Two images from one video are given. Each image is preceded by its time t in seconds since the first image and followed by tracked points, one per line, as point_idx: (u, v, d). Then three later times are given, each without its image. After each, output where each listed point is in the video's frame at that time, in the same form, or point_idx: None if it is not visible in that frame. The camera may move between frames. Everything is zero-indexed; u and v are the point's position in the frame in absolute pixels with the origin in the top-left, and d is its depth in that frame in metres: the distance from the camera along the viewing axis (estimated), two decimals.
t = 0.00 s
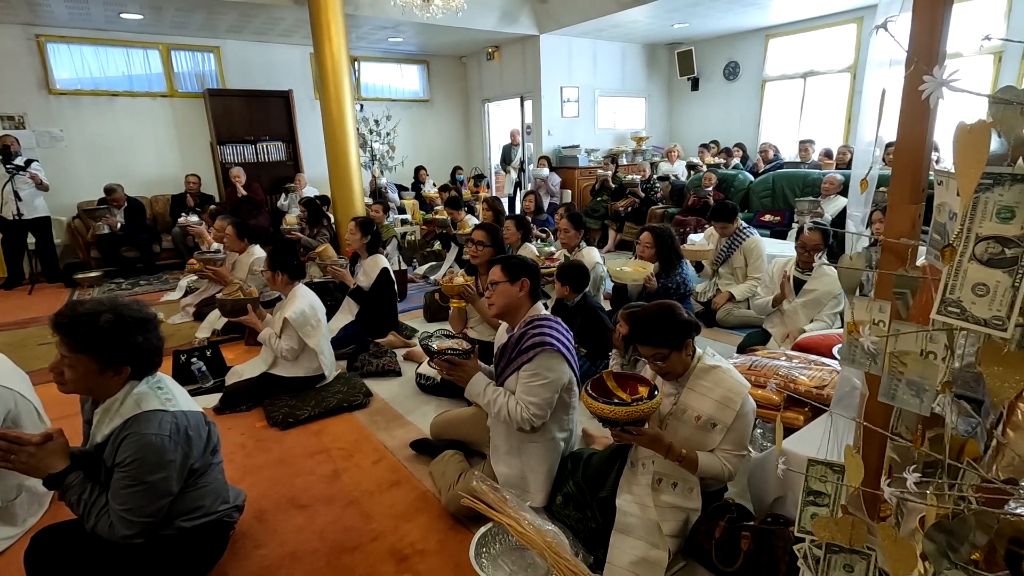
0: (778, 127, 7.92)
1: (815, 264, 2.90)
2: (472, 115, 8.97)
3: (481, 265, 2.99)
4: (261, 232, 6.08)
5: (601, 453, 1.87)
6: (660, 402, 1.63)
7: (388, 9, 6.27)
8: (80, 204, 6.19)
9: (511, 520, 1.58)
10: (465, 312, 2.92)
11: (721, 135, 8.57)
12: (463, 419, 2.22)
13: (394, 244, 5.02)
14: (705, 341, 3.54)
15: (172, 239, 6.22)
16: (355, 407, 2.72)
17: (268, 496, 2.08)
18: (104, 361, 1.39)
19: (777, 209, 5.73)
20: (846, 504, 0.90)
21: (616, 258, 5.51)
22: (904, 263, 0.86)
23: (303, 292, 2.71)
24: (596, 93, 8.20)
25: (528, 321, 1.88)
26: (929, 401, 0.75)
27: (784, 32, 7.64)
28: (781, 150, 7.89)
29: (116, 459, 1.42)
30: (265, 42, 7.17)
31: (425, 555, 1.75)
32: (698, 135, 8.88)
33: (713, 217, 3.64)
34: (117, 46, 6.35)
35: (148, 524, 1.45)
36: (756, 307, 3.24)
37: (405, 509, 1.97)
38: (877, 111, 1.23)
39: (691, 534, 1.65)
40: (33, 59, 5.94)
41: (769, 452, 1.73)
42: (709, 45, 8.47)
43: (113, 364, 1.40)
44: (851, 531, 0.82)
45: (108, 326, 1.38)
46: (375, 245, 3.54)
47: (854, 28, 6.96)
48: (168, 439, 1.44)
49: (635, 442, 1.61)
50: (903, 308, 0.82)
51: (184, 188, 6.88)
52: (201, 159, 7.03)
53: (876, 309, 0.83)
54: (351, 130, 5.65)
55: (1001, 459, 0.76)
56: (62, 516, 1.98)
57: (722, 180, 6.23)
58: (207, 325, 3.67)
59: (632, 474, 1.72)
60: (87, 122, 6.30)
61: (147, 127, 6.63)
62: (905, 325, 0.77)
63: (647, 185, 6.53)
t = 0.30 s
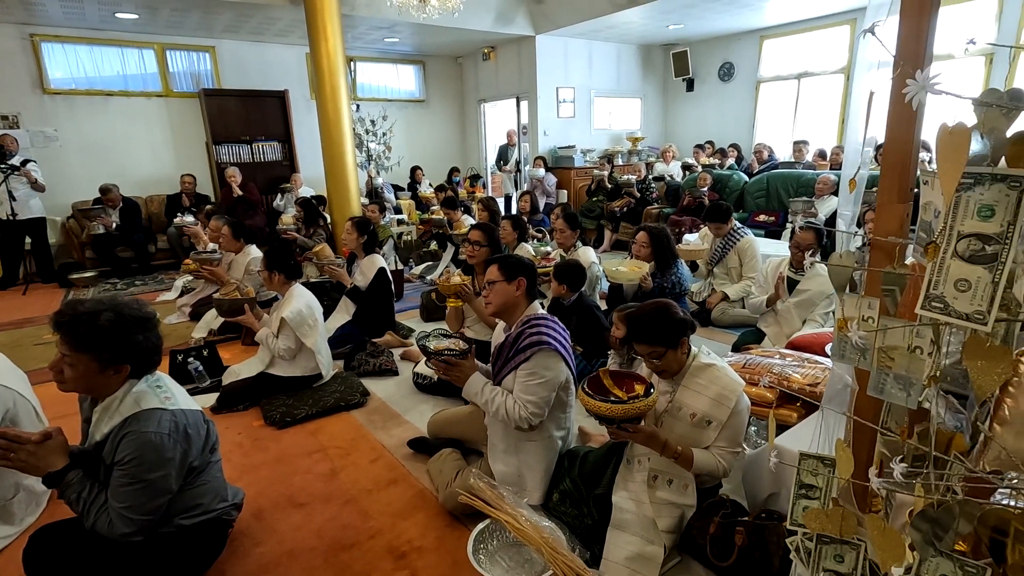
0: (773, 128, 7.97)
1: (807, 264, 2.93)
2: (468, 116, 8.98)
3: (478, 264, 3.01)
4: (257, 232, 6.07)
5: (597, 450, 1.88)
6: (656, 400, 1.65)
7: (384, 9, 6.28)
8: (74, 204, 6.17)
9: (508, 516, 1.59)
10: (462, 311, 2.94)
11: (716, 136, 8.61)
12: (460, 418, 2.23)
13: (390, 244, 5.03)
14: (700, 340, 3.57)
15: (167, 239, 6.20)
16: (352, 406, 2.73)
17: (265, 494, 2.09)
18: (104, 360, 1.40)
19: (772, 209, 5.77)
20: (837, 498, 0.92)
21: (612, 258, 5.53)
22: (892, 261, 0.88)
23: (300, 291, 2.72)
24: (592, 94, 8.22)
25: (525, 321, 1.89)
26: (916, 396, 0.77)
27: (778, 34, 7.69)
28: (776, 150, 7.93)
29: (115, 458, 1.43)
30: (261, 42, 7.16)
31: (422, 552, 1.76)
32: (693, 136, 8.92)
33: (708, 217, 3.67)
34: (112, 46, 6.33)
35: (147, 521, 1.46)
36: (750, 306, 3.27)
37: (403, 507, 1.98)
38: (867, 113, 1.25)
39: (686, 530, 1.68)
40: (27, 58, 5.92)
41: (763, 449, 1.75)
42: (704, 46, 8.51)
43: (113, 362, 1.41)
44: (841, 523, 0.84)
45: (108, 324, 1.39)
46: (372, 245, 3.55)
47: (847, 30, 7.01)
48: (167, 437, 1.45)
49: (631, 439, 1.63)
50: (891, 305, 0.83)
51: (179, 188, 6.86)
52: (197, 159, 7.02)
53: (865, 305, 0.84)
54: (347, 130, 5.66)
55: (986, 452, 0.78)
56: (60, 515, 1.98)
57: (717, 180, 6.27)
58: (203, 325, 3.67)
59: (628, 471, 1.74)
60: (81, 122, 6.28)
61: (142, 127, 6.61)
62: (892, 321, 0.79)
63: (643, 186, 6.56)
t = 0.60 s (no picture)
0: (769, 128, 8.00)
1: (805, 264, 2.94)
2: (465, 116, 8.99)
3: (476, 264, 3.01)
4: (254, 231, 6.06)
5: (596, 448, 1.89)
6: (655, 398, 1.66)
7: (382, 9, 6.28)
8: (70, 203, 6.15)
9: (509, 514, 1.60)
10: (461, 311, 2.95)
11: (712, 136, 8.65)
12: (460, 417, 2.23)
13: (388, 244, 5.03)
14: (697, 340, 3.58)
15: (164, 239, 6.18)
16: (351, 406, 2.73)
17: (265, 494, 2.09)
18: (106, 359, 1.40)
19: (768, 209, 5.79)
20: (836, 493, 0.93)
21: (609, 258, 5.54)
22: (891, 260, 0.89)
23: (298, 291, 2.72)
24: (589, 94, 8.24)
25: (525, 320, 1.90)
26: (915, 391, 0.78)
27: (774, 35, 7.72)
28: (772, 150, 7.97)
29: (116, 457, 1.43)
30: (258, 41, 7.15)
31: (422, 550, 1.77)
32: (690, 136, 8.95)
33: (704, 217, 3.68)
34: (108, 45, 6.31)
35: (148, 520, 1.46)
36: (747, 306, 3.28)
37: (402, 505, 1.99)
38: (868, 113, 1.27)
39: (684, 527, 1.69)
40: (22, 57, 5.89)
41: (762, 447, 1.76)
42: (701, 47, 8.54)
43: (114, 361, 1.41)
44: (841, 518, 0.85)
45: (110, 323, 1.39)
46: (370, 245, 3.55)
47: (843, 31, 7.05)
48: (168, 437, 1.45)
49: (631, 437, 1.64)
50: (889, 302, 0.85)
51: (176, 188, 6.84)
52: (193, 159, 7.00)
53: (863, 303, 0.86)
54: (344, 130, 5.65)
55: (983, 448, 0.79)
56: (59, 515, 1.98)
57: (713, 180, 6.29)
58: (201, 325, 3.66)
59: (627, 469, 1.75)
60: (77, 121, 6.25)
61: (138, 127, 6.59)
62: (891, 318, 0.80)
63: (640, 186, 6.57)
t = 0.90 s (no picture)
0: (765, 128, 8.03)
1: (803, 264, 2.95)
2: (462, 116, 8.99)
3: (474, 265, 3.01)
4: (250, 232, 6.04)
5: (596, 449, 1.89)
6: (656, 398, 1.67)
7: (378, 9, 6.27)
8: (65, 204, 6.11)
9: (510, 515, 1.60)
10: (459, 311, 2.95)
11: (709, 136, 8.67)
12: (460, 417, 2.23)
13: (385, 244, 5.02)
14: (695, 340, 3.59)
15: (159, 239, 6.16)
16: (350, 407, 2.72)
17: (263, 496, 2.08)
18: (105, 361, 1.39)
19: (764, 209, 5.81)
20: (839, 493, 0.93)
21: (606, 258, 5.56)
22: (894, 261, 0.90)
23: (296, 292, 2.71)
24: (586, 94, 8.25)
25: (525, 320, 1.90)
26: (920, 392, 0.79)
27: (770, 35, 7.74)
28: (768, 151, 8.00)
29: (115, 459, 1.42)
30: (254, 41, 7.12)
31: (422, 551, 1.77)
32: (686, 136, 8.97)
33: (702, 217, 3.69)
34: (103, 45, 6.27)
35: (148, 523, 1.45)
36: (744, 306, 3.29)
37: (402, 506, 1.99)
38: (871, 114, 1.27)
39: (684, 527, 1.70)
40: (16, 57, 5.85)
41: (761, 447, 1.77)
42: (697, 47, 8.56)
43: (113, 364, 1.40)
44: (845, 517, 0.85)
45: (110, 325, 1.39)
46: (368, 245, 3.54)
47: (838, 32, 7.08)
48: (167, 438, 1.44)
49: (632, 438, 1.65)
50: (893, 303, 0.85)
51: (171, 188, 6.81)
52: (189, 159, 6.97)
53: (868, 304, 0.86)
54: (341, 129, 5.63)
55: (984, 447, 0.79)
56: (57, 517, 1.97)
57: (710, 180, 6.31)
58: (198, 326, 3.65)
59: (627, 469, 1.75)
60: (71, 121, 6.22)
61: (133, 127, 6.56)
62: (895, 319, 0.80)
63: (637, 186, 6.58)
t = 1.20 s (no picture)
0: (761, 128, 8.06)
1: (801, 263, 2.96)
2: (458, 116, 8.98)
3: (474, 265, 3.01)
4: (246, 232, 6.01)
5: (598, 448, 1.89)
6: (658, 397, 1.67)
7: (375, 8, 6.25)
8: (59, 204, 6.06)
9: (513, 516, 1.59)
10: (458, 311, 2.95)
11: (705, 136, 8.69)
12: (460, 417, 2.23)
13: (383, 244, 5.01)
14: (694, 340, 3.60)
15: (154, 240, 6.12)
16: (349, 407, 2.71)
17: (263, 497, 2.07)
18: (104, 362, 1.38)
19: (761, 208, 5.83)
20: (846, 491, 0.92)
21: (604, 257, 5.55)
22: (901, 259, 0.92)
23: (295, 292, 2.70)
24: (582, 94, 8.25)
25: (526, 320, 1.90)
26: (929, 390, 0.80)
27: (766, 35, 7.77)
28: (764, 150, 8.03)
29: (114, 461, 1.41)
30: (249, 40, 7.09)
31: (425, 552, 1.76)
32: (682, 136, 9.00)
33: (700, 217, 3.70)
34: (97, 43, 6.23)
35: (147, 525, 1.44)
36: (743, 305, 3.30)
37: (403, 507, 1.98)
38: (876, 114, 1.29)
39: (686, 527, 1.69)
40: (8, 56, 5.80)
41: (763, 445, 1.77)
42: (693, 47, 8.58)
43: (113, 364, 1.39)
44: (853, 517, 0.85)
45: (110, 325, 1.37)
46: (366, 245, 3.53)
47: (834, 32, 7.11)
48: (167, 440, 1.43)
49: (634, 438, 1.65)
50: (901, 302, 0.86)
51: (166, 188, 6.77)
52: (184, 159, 6.93)
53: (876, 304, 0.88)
54: (338, 129, 5.62)
55: (989, 443, 0.80)
56: (54, 520, 1.94)
57: (707, 180, 6.33)
58: (194, 326, 3.63)
59: (629, 469, 1.75)
60: (65, 121, 6.17)
61: (127, 126, 6.51)
62: (904, 318, 0.81)
63: (634, 185, 6.59)
